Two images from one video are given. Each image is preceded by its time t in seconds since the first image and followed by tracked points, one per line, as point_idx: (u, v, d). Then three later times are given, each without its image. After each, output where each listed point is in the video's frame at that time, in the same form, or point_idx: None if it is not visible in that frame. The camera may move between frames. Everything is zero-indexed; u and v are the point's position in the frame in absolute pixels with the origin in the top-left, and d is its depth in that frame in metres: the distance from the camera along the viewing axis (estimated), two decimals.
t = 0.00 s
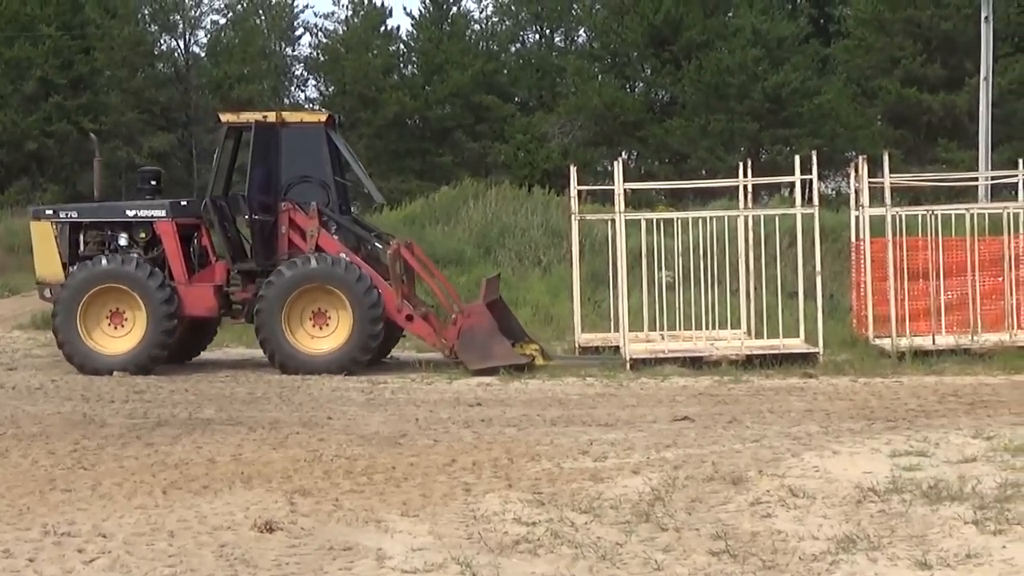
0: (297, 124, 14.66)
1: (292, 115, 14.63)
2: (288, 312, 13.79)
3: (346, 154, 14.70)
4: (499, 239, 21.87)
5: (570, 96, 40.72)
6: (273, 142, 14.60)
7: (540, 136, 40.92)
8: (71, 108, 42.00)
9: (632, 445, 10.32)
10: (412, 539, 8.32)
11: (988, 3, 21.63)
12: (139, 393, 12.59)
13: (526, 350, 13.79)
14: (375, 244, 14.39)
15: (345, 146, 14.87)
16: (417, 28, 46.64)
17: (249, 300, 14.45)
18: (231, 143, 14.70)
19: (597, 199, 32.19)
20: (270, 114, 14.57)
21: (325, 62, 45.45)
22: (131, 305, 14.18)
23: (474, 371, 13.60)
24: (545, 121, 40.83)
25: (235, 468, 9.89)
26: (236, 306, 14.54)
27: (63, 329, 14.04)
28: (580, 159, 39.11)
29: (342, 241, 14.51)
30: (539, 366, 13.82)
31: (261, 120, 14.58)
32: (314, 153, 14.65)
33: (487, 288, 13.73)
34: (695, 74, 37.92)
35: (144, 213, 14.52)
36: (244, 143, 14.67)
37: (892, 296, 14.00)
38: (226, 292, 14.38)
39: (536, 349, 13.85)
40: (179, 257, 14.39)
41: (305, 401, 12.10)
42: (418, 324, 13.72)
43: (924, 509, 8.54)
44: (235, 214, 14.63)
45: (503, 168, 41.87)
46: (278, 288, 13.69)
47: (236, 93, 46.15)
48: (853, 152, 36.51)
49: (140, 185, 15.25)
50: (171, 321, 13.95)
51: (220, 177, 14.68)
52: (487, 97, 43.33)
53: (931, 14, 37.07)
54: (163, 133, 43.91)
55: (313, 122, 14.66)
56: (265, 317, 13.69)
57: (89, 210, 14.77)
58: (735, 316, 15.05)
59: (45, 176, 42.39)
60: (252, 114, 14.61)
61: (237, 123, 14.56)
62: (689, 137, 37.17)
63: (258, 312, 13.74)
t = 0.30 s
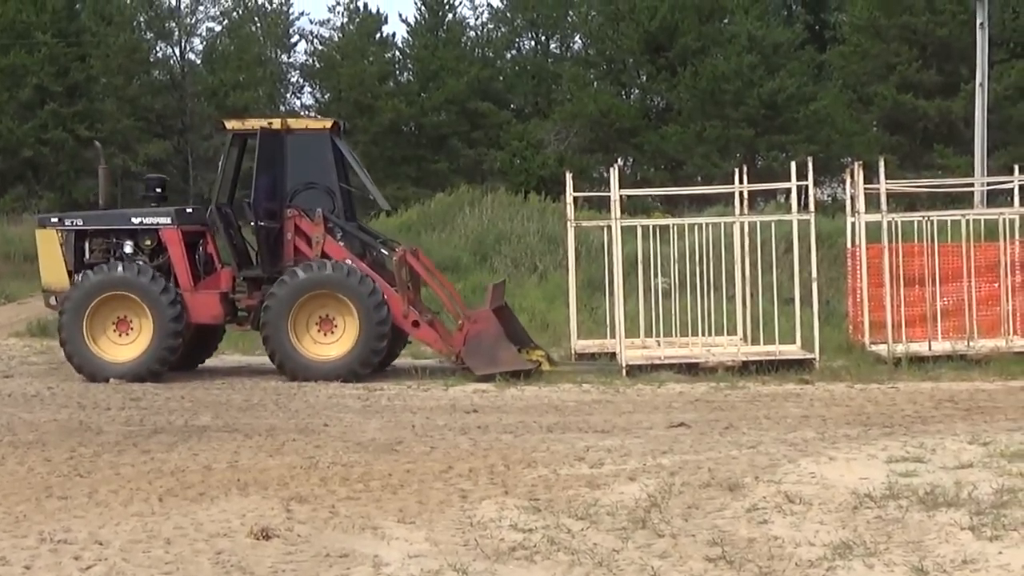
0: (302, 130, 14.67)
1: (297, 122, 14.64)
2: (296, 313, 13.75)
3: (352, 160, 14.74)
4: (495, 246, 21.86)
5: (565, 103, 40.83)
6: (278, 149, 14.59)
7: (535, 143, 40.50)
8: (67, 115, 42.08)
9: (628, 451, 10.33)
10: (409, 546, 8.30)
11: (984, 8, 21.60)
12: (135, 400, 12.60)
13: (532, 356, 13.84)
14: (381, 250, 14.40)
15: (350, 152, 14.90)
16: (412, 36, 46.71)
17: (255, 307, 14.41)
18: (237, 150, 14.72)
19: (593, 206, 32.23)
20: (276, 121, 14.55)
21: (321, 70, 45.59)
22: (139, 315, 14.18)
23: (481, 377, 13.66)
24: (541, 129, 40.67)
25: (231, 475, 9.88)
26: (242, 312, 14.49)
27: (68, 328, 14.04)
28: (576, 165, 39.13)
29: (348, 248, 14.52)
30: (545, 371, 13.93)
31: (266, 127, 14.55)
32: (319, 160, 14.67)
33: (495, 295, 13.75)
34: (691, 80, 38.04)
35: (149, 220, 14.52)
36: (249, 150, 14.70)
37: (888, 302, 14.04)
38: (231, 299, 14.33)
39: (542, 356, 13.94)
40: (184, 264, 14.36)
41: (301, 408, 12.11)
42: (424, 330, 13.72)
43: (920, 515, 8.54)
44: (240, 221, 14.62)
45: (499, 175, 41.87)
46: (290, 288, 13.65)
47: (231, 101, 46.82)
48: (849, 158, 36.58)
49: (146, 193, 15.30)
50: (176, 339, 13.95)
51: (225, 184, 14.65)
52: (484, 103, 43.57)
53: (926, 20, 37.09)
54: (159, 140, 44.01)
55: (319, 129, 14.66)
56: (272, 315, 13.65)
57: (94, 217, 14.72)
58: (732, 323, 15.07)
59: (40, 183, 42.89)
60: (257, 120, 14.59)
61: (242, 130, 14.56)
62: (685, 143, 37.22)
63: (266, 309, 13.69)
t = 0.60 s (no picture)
0: (310, 135, 14.63)
1: (305, 126, 14.62)
2: (307, 312, 13.75)
3: (360, 165, 14.71)
4: (492, 251, 21.86)
5: (562, 108, 40.88)
6: (287, 154, 14.59)
7: (534, 148, 40.46)
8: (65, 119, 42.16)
9: (625, 456, 10.33)
10: (406, 551, 8.28)
11: (983, 13, 21.59)
12: (132, 405, 12.61)
13: (541, 361, 13.86)
14: (390, 255, 14.37)
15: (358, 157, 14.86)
16: (410, 39, 46.12)
17: (263, 312, 14.39)
18: (245, 155, 14.70)
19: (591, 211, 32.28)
20: (284, 125, 14.53)
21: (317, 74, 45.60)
22: (149, 324, 14.18)
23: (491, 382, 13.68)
24: (539, 134, 40.65)
25: (228, 480, 9.88)
26: (250, 317, 14.50)
27: (77, 323, 14.06)
28: (573, 170, 39.20)
29: (356, 252, 14.51)
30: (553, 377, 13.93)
31: (274, 132, 14.52)
32: (328, 164, 14.64)
33: (503, 299, 13.80)
34: (689, 84, 37.87)
35: (157, 225, 14.53)
36: (257, 156, 14.67)
37: (885, 308, 14.07)
38: (239, 304, 14.34)
39: (552, 361, 13.94)
40: (192, 269, 14.37)
41: (299, 413, 12.11)
42: (433, 335, 13.75)
43: (917, 521, 8.54)
44: (248, 225, 14.61)
45: (497, 179, 41.93)
46: (306, 287, 13.67)
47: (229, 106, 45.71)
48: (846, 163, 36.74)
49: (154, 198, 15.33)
50: (179, 355, 13.96)
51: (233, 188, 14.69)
52: (481, 108, 43.95)
53: (924, 26, 37.33)
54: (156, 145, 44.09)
55: (327, 134, 14.64)
56: (283, 310, 13.66)
57: (102, 222, 14.74)
58: (729, 328, 15.10)
59: (38, 188, 43.09)
60: (265, 125, 14.56)
61: (250, 135, 14.55)
62: (683, 149, 37.28)
63: (278, 304, 13.70)
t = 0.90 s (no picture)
0: (315, 139, 14.67)
1: (310, 131, 14.66)
2: (316, 311, 13.70)
3: (364, 169, 14.73)
4: (485, 254, 21.89)
5: (555, 112, 40.97)
6: (291, 158, 14.60)
7: (525, 152, 40.58)
8: (58, 122, 42.11)
9: (617, 460, 10.34)
10: (398, 555, 8.27)
11: (973, 18, 21.56)
12: (125, 409, 12.61)
13: (545, 365, 13.94)
14: (394, 259, 14.37)
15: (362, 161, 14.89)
16: (403, 44, 46.86)
17: (268, 317, 14.50)
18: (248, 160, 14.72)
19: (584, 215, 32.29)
20: (289, 130, 14.58)
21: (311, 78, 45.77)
22: (154, 333, 14.15)
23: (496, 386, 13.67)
24: (531, 138, 40.65)
25: (220, 484, 9.87)
26: (254, 321, 14.56)
27: (82, 319, 14.01)
28: (566, 174, 39.20)
29: (361, 257, 14.51)
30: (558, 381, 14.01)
31: (279, 136, 14.57)
32: (333, 168, 14.65)
33: (509, 303, 13.80)
34: (681, 88, 37.64)
35: (162, 229, 14.53)
36: (261, 159, 14.67)
37: (877, 312, 14.10)
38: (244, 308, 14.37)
39: (554, 365, 14.04)
40: (197, 273, 14.36)
41: (291, 417, 12.12)
42: (438, 339, 13.69)
43: (909, 524, 8.54)
44: (252, 230, 14.67)
45: (489, 184, 41.91)
46: (320, 288, 13.60)
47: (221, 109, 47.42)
48: (838, 167, 36.89)
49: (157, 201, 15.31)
50: (177, 368, 13.95)
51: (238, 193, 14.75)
52: (474, 112, 43.36)
53: (916, 30, 37.33)
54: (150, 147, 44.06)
55: (332, 138, 14.66)
56: (294, 306, 13.60)
57: (105, 225, 14.73)
58: (721, 333, 15.13)
59: (30, 190, 42.95)
60: (270, 130, 14.62)
61: (255, 139, 14.59)
62: (675, 153, 37.30)
63: (289, 299, 13.64)
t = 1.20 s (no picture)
0: (324, 142, 14.60)
1: (318, 134, 14.59)
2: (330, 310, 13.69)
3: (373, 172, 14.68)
4: (481, 257, 21.89)
5: (552, 115, 40.92)
6: (300, 161, 14.55)
7: (522, 155, 40.60)
8: (54, 125, 42.09)
9: (613, 463, 10.34)
10: (395, 558, 8.26)
11: (970, 23, 21.56)
12: (122, 412, 12.61)
13: (554, 368, 13.86)
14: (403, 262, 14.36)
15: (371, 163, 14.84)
16: (399, 47, 46.94)
17: (276, 319, 14.37)
18: (256, 162, 14.65)
19: (580, 218, 32.28)
20: (298, 133, 14.51)
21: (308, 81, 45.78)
22: (163, 340, 14.15)
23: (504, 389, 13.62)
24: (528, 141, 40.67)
25: (216, 487, 9.87)
26: (261, 324, 14.51)
27: (95, 312, 14.05)
28: (562, 177, 39.23)
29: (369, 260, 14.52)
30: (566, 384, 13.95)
31: (288, 139, 14.51)
32: (341, 171, 14.61)
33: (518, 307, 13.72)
34: (677, 92, 37.81)
35: (170, 232, 14.51)
36: (270, 162, 14.62)
37: (874, 315, 14.11)
38: (252, 311, 14.35)
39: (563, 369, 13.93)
40: (205, 276, 14.34)
41: (288, 420, 12.13)
42: (447, 343, 13.66)
43: (905, 528, 8.54)
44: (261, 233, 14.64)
45: (486, 187, 41.88)
46: (339, 289, 13.61)
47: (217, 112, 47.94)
48: (834, 170, 36.93)
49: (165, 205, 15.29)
50: (178, 379, 13.95)
51: (245, 196, 14.72)
52: (470, 115, 43.80)
53: (913, 34, 37.30)
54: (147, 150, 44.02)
55: (340, 141, 14.58)
56: (309, 302, 13.60)
57: (113, 228, 14.70)
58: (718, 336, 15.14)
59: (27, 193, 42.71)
60: (279, 133, 14.56)
61: (264, 142, 14.54)
62: (671, 156, 37.31)
63: (307, 293, 13.64)
